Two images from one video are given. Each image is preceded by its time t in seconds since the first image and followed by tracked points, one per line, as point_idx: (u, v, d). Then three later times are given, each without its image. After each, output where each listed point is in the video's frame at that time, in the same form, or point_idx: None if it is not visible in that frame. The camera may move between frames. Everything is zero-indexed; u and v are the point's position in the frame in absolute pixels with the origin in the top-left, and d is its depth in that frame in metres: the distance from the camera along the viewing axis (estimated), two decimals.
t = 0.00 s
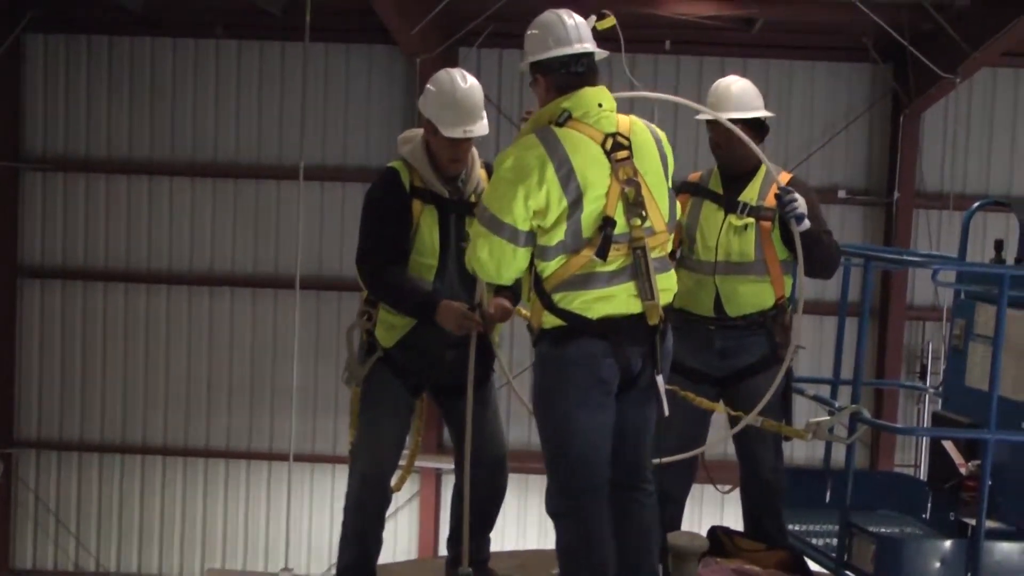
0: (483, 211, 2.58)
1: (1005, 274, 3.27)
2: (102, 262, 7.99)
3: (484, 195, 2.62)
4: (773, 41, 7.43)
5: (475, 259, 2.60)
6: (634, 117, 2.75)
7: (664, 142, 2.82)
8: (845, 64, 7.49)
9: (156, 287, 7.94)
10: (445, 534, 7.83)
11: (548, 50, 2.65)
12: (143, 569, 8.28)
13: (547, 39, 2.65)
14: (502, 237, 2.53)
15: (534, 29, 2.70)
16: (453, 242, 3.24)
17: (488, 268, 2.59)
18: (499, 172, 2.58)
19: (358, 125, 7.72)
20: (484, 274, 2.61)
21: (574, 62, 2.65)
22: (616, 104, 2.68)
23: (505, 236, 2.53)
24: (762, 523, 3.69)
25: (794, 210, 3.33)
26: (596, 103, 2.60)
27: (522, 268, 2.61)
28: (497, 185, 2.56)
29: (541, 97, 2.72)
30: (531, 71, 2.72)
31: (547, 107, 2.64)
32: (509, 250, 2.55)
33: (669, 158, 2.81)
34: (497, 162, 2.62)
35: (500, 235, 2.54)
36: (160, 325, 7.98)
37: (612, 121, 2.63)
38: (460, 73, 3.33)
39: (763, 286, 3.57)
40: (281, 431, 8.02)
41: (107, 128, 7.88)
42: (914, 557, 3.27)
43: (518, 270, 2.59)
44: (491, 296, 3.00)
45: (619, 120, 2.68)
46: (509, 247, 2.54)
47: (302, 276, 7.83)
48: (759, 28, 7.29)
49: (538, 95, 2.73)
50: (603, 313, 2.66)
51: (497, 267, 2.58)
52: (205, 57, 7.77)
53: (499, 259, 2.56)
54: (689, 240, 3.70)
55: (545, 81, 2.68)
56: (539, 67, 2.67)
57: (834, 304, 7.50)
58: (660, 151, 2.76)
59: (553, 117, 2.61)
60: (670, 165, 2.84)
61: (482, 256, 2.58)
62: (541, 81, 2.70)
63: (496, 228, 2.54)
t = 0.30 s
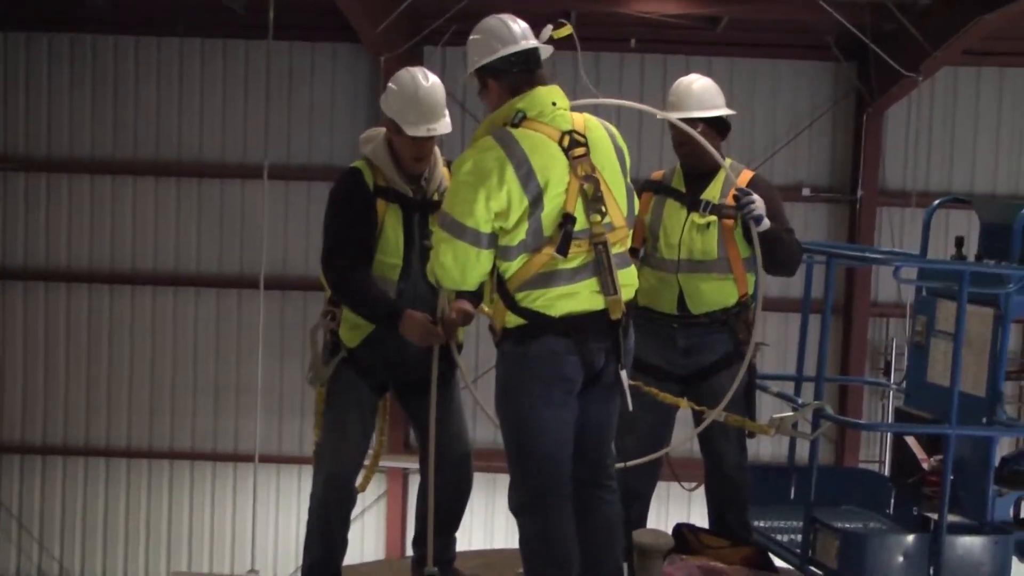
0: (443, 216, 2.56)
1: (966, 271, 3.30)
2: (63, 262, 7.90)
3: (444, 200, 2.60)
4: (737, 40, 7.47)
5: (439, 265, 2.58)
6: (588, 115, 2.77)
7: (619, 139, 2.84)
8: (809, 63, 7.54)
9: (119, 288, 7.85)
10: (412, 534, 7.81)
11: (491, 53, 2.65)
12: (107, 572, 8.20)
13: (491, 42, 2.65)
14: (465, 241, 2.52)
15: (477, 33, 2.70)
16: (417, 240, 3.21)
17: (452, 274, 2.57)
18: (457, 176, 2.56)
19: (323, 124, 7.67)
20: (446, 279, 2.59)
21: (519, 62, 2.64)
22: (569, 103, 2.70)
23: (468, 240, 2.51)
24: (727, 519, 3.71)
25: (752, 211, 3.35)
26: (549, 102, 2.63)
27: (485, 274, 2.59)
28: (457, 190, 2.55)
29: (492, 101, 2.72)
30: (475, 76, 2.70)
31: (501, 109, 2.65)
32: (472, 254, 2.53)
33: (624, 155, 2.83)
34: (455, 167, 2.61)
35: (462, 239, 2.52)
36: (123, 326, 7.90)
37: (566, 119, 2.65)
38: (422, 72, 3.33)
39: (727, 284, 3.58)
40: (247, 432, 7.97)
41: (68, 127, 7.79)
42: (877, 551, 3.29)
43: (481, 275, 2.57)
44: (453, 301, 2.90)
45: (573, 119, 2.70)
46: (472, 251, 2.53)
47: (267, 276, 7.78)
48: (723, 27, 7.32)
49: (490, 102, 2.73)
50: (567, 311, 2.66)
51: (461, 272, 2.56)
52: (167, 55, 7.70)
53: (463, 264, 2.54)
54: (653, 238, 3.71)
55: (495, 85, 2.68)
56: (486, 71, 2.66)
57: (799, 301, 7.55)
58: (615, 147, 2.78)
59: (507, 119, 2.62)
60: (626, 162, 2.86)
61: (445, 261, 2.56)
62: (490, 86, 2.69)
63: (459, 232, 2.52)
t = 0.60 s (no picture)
0: (454, 213, 2.55)
1: (978, 263, 3.30)
2: (74, 257, 7.92)
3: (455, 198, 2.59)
4: (746, 33, 7.45)
5: (451, 264, 2.57)
6: (593, 108, 2.78)
7: (624, 131, 2.85)
8: (818, 56, 7.52)
9: (129, 283, 7.88)
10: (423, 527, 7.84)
11: (489, 51, 2.67)
12: (119, 566, 8.23)
13: (484, 40, 2.68)
14: (478, 238, 2.51)
15: (472, 34, 2.73)
16: (427, 236, 3.21)
17: (465, 272, 2.56)
18: (469, 174, 2.56)
19: (332, 118, 7.68)
20: (459, 277, 2.57)
21: (518, 57, 2.67)
22: (573, 96, 2.72)
23: (481, 237, 2.50)
24: (738, 513, 3.71)
25: (756, 205, 3.34)
26: (555, 95, 2.64)
27: (498, 270, 2.58)
28: (469, 187, 2.54)
29: (494, 100, 2.74)
30: (475, 80, 2.75)
31: (508, 106, 2.66)
32: (486, 251, 2.52)
33: (630, 146, 2.84)
34: (465, 164, 2.61)
35: (475, 236, 2.51)
36: (134, 320, 7.93)
37: (573, 112, 2.66)
38: (429, 67, 3.33)
39: (737, 277, 3.58)
40: (258, 426, 7.99)
41: (79, 121, 7.81)
42: (889, 544, 3.28)
43: (494, 272, 2.57)
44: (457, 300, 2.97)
45: (580, 112, 2.71)
46: (485, 247, 2.52)
47: (277, 270, 7.79)
48: (732, 20, 7.30)
49: (492, 101, 2.75)
50: (581, 304, 2.66)
51: (474, 270, 2.55)
52: (177, 50, 7.71)
53: (477, 261, 2.53)
54: (662, 232, 3.70)
55: (497, 84, 2.70)
56: (488, 70, 2.69)
57: (808, 294, 7.54)
58: (622, 139, 2.79)
59: (515, 115, 2.64)
60: (633, 154, 2.87)
61: (458, 259, 2.55)
62: (492, 85, 2.71)
63: (471, 229, 2.51)
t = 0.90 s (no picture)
0: (454, 208, 2.55)
1: (977, 257, 3.30)
2: (75, 253, 7.93)
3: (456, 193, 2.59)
4: (746, 26, 7.44)
5: (452, 259, 2.57)
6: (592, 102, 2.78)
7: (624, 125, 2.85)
8: (819, 49, 7.51)
9: (130, 279, 7.88)
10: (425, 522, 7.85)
11: (488, 49, 2.69)
12: (121, 561, 8.24)
13: (480, 41, 2.71)
14: (479, 233, 2.51)
15: (470, 34, 2.76)
16: (430, 231, 3.20)
17: (466, 267, 2.56)
18: (471, 169, 2.55)
19: (332, 113, 7.67)
20: (460, 272, 2.57)
21: (517, 52, 2.68)
22: (573, 91, 2.72)
23: (482, 232, 2.50)
24: (739, 506, 3.72)
25: (750, 206, 3.31)
26: (555, 90, 2.65)
27: (499, 264, 2.58)
28: (471, 182, 2.54)
29: (492, 98, 2.74)
30: (472, 78, 2.74)
31: (508, 101, 2.67)
32: (488, 246, 2.52)
33: (630, 140, 2.84)
34: (466, 160, 2.60)
35: (477, 231, 2.51)
36: (135, 317, 7.93)
37: (573, 107, 2.67)
38: (424, 65, 3.28)
39: (738, 271, 3.58)
40: (259, 421, 8.00)
41: (79, 117, 7.81)
42: (889, 537, 3.30)
43: (495, 267, 2.57)
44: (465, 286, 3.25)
45: (579, 106, 2.71)
46: (487, 242, 2.52)
47: (278, 265, 7.79)
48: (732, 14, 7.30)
49: (490, 97, 2.75)
50: (583, 297, 2.67)
51: (475, 266, 2.55)
52: (177, 45, 7.70)
53: (479, 256, 2.53)
54: (663, 226, 3.70)
55: (495, 81, 2.70)
56: (487, 66, 2.69)
57: (809, 288, 7.54)
58: (621, 133, 2.79)
59: (516, 110, 2.64)
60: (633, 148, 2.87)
61: (460, 254, 2.55)
62: (490, 82, 2.71)
63: (472, 225, 2.51)
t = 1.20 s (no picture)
0: (455, 207, 2.55)
1: (976, 254, 3.30)
2: (74, 251, 7.93)
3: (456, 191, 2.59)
4: (745, 24, 7.44)
5: (454, 258, 2.56)
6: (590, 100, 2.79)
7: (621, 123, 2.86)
8: (817, 47, 7.51)
9: (129, 277, 7.88)
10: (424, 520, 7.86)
11: (487, 48, 2.69)
12: (121, 560, 8.24)
13: (477, 42, 2.71)
14: (482, 232, 2.51)
15: (467, 33, 2.76)
16: (429, 230, 3.21)
17: (468, 266, 2.55)
18: (471, 166, 2.55)
19: (331, 111, 7.67)
20: (462, 271, 2.56)
21: (515, 52, 2.68)
22: (571, 89, 2.72)
23: (485, 230, 2.50)
24: (738, 503, 3.73)
25: (746, 208, 3.32)
26: (554, 88, 2.65)
27: (502, 261, 2.57)
28: (472, 180, 2.54)
29: (490, 97, 2.73)
30: (469, 78, 2.74)
31: (506, 99, 2.66)
32: (490, 244, 2.52)
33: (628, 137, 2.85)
34: (467, 158, 2.60)
35: (479, 229, 2.51)
36: (134, 314, 7.93)
37: (571, 104, 2.67)
38: (416, 65, 3.30)
39: (737, 269, 3.58)
40: (258, 419, 8.00)
41: (78, 115, 7.81)
42: (887, 534, 3.31)
43: (497, 265, 2.56)
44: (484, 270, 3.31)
45: (578, 104, 2.71)
46: (489, 241, 2.52)
47: (277, 264, 7.79)
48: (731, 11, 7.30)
49: (487, 96, 2.74)
50: (583, 295, 2.67)
51: (477, 265, 2.55)
52: (176, 43, 7.70)
53: (480, 255, 2.53)
54: (662, 224, 3.70)
55: (493, 80, 2.70)
56: (485, 65, 2.69)
57: (808, 285, 7.55)
58: (620, 130, 2.79)
59: (515, 108, 2.64)
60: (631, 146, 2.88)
61: (461, 253, 2.55)
62: (488, 81, 2.71)
63: (475, 223, 2.51)
